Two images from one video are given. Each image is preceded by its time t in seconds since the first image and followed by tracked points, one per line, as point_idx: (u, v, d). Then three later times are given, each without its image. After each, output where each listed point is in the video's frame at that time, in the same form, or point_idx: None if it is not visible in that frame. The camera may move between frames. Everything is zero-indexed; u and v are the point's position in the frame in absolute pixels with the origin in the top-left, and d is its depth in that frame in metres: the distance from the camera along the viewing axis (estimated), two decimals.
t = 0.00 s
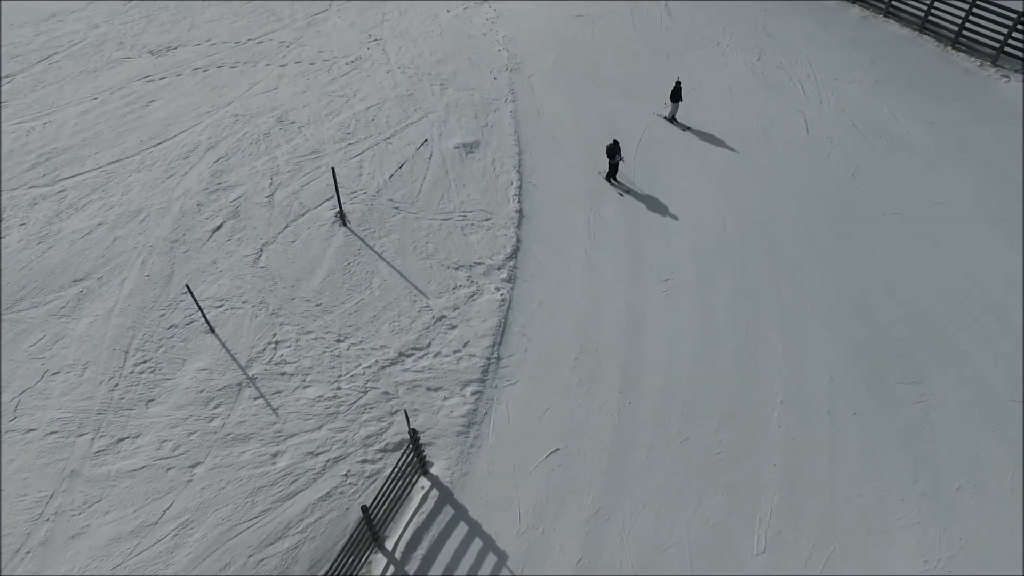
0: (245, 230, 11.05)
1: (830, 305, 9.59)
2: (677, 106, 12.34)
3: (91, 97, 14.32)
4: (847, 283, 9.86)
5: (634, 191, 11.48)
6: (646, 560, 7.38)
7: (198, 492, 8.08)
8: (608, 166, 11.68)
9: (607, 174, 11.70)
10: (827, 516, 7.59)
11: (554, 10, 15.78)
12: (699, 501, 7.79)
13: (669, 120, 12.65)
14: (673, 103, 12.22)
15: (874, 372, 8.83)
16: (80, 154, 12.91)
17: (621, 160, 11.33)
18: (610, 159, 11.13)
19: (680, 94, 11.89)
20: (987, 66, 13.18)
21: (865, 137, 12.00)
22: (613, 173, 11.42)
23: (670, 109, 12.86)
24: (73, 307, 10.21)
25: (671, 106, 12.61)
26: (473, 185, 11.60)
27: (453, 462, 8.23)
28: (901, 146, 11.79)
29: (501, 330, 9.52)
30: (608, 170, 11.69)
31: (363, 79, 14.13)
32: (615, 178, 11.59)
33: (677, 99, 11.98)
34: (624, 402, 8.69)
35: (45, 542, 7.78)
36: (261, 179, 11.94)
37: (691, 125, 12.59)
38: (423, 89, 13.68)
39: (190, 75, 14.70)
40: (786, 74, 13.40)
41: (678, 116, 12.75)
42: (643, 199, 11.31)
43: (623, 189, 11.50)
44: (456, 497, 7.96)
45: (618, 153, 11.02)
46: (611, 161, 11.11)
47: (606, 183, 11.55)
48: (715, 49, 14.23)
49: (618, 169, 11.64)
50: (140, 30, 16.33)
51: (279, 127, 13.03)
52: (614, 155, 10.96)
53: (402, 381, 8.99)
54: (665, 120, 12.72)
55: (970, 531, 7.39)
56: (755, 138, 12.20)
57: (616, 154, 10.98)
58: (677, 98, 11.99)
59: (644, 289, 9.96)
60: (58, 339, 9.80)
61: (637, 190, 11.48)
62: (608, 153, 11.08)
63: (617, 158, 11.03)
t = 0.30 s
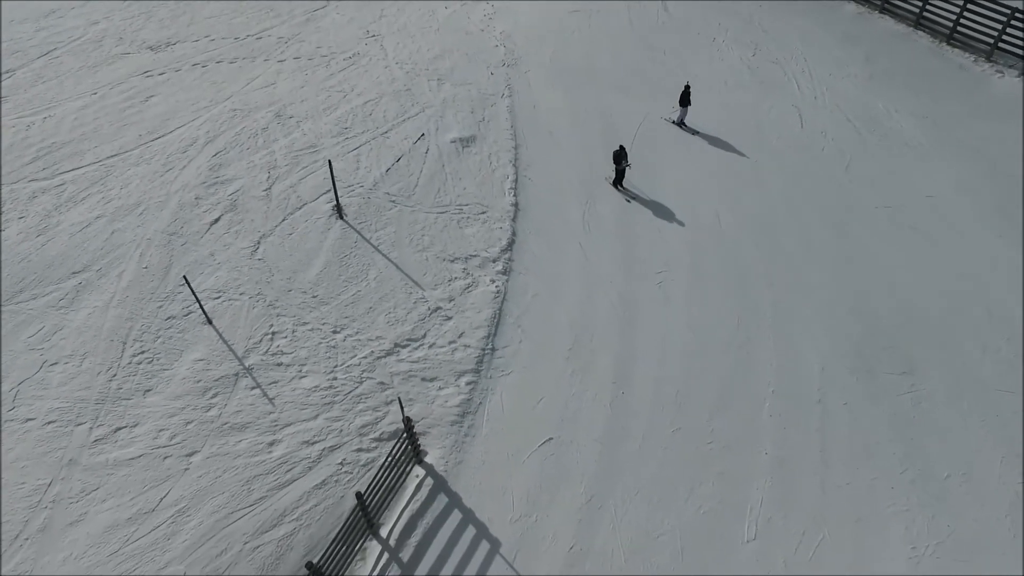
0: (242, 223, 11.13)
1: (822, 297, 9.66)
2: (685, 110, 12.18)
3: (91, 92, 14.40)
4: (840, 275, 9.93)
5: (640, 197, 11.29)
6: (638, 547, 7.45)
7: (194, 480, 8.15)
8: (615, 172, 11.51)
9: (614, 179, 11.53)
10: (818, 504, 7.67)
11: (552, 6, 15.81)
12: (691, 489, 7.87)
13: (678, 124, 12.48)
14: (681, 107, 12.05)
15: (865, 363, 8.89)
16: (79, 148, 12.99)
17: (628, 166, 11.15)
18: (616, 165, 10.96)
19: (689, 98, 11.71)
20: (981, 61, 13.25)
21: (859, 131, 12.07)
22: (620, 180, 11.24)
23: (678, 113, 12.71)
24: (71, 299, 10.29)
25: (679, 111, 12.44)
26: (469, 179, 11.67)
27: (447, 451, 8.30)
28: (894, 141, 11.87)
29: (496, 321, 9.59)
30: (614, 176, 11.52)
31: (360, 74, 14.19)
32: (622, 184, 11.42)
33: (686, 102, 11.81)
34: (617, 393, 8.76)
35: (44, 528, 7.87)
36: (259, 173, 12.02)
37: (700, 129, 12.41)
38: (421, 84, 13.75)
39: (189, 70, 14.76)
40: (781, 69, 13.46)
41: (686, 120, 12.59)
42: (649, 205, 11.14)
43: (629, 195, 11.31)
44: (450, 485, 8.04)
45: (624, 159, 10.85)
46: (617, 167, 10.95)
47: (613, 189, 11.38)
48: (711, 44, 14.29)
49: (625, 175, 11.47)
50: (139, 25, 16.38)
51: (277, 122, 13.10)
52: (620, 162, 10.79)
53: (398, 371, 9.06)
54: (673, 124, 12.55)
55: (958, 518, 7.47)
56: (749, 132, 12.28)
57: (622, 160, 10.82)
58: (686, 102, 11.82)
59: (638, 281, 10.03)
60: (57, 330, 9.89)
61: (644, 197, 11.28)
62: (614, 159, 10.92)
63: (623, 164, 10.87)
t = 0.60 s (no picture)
0: (240, 219, 11.19)
1: (816, 291, 9.72)
2: (696, 116, 12.04)
3: (90, 89, 14.45)
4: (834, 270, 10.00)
5: (649, 207, 11.11)
6: (632, 538, 7.51)
7: (192, 472, 8.21)
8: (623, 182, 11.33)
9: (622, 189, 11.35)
10: (810, 497, 7.71)
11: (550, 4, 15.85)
12: (684, 481, 7.92)
13: (688, 130, 12.32)
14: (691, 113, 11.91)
15: (859, 357, 8.95)
16: (78, 145, 13.05)
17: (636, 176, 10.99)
18: (624, 174, 10.80)
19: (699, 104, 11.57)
20: (977, 59, 13.32)
21: (854, 128, 12.13)
22: (628, 189, 11.08)
23: (689, 120, 12.54)
24: (70, 293, 10.34)
25: (689, 117, 12.29)
26: (466, 175, 11.73)
27: (443, 443, 8.36)
28: (889, 137, 11.93)
29: (492, 315, 9.65)
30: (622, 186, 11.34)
31: (358, 72, 14.24)
32: (630, 193, 11.24)
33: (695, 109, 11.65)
34: (612, 386, 8.81)
35: (42, 520, 7.93)
36: (257, 169, 12.07)
37: (710, 136, 12.23)
38: (418, 81, 13.81)
39: (188, 68, 14.81)
40: (777, 66, 13.52)
41: (696, 127, 12.42)
42: (658, 215, 10.96)
43: (638, 205, 11.13)
44: (446, 478, 8.09)
45: (632, 168, 10.71)
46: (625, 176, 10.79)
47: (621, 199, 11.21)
48: (708, 42, 14.35)
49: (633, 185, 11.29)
50: (138, 23, 16.42)
51: (276, 118, 13.15)
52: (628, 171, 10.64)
53: (394, 365, 9.12)
54: (683, 130, 12.40)
55: (950, 510, 7.53)
56: (744, 128, 12.34)
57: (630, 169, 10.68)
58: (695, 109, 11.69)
59: (634, 276, 10.09)
60: (56, 324, 9.94)
61: (652, 207, 11.10)
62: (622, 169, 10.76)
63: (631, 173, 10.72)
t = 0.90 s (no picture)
0: (239, 212, 11.29)
1: (809, 284, 9.81)
2: (705, 121, 11.91)
3: (91, 85, 14.55)
4: (827, 263, 10.10)
5: (658, 216, 10.95)
6: (625, 526, 7.60)
7: (191, 460, 8.32)
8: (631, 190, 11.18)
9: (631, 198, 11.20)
10: (801, 484, 7.81)
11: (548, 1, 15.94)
12: (677, 470, 8.01)
13: (698, 135, 12.19)
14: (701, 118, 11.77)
15: (851, 349, 9.04)
16: (79, 140, 13.16)
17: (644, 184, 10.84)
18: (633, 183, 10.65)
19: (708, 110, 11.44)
20: (971, 55, 13.40)
21: (849, 124, 12.23)
22: (636, 198, 10.92)
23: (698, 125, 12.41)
24: (71, 285, 10.45)
25: (699, 122, 12.15)
26: (464, 169, 11.83)
27: (438, 432, 8.47)
28: (884, 133, 12.03)
29: (488, 307, 9.75)
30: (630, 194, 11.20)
31: (357, 68, 14.35)
32: (639, 202, 11.09)
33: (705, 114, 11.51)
34: (607, 377, 8.91)
35: (43, 506, 8.04)
36: (256, 164, 12.18)
37: (720, 142, 12.10)
38: (417, 77, 13.90)
39: (188, 64, 14.92)
40: (772, 63, 13.62)
41: (706, 132, 12.28)
42: (667, 223, 10.81)
43: (646, 214, 10.98)
44: (442, 466, 8.19)
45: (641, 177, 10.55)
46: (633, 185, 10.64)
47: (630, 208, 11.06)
48: (704, 39, 14.44)
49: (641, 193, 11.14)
50: (139, 20, 16.52)
51: (275, 114, 13.26)
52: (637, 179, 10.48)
53: (391, 356, 9.22)
54: (693, 135, 12.27)
55: (938, 498, 7.63)
56: (740, 124, 12.44)
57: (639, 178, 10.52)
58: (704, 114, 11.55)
59: (629, 269, 10.19)
60: (56, 316, 10.05)
61: (661, 215, 10.95)
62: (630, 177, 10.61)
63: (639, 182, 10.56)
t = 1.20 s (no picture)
0: (238, 204, 11.45)
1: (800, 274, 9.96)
2: (713, 124, 11.82)
3: (92, 79, 14.71)
4: (818, 253, 10.24)
5: (664, 222, 10.85)
6: (616, 508, 7.75)
7: (190, 445, 8.47)
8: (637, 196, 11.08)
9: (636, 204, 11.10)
10: (788, 468, 7.96)
11: None
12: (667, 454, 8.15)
13: (704, 139, 12.12)
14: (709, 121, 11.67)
15: (840, 336, 9.20)
16: (81, 133, 13.31)
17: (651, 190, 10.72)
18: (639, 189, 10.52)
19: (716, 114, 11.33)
20: (963, 51, 13.55)
21: (841, 117, 12.38)
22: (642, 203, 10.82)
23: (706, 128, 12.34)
24: (72, 275, 10.60)
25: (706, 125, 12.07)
26: (460, 162, 11.98)
27: (434, 417, 8.62)
28: (875, 127, 12.18)
29: (483, 296, 9.90)
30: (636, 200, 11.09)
31: (355, 63, 14.50)
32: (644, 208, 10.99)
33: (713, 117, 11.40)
34: (599, 364, 9.07)
35: (45, 489, 8.19)
36: (255, 156, 12.33)
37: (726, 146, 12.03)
38: (414, 72, 14.06)
39: (188, 59, 15.07)
40: (766, 58, 13.77)
41: (713, 135, 12.22)
42: (673, 229, 10.72)
43: (652, 220, 10.88)
44: (436, 450, 8.33)
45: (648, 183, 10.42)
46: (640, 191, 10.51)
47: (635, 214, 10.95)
48: (699, 34, 14.59)
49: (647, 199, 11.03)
50: (140, 15, 16.66)
51: (274, 108, 13.42)
52: (645, 186, 10.34)
53: (387, 343, 9.37)
54: (700, 139, 12.19)
55: (922, 481, 7.78)
56: (733, 117, 12.59)
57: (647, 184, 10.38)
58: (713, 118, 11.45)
59: (622, 259, 10.35)
60: (58, 305, 10.20)
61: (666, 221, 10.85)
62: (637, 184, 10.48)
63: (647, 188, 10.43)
